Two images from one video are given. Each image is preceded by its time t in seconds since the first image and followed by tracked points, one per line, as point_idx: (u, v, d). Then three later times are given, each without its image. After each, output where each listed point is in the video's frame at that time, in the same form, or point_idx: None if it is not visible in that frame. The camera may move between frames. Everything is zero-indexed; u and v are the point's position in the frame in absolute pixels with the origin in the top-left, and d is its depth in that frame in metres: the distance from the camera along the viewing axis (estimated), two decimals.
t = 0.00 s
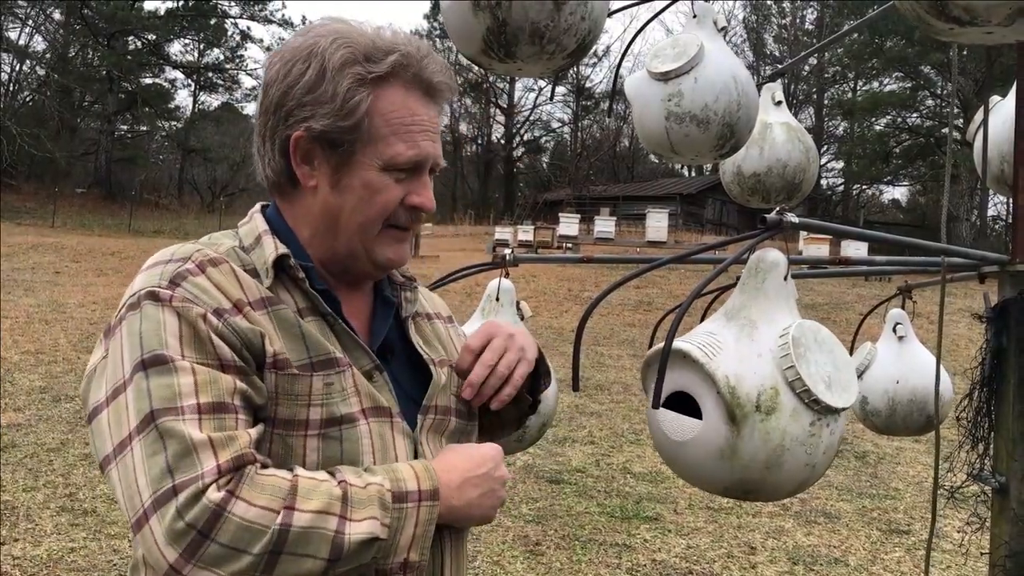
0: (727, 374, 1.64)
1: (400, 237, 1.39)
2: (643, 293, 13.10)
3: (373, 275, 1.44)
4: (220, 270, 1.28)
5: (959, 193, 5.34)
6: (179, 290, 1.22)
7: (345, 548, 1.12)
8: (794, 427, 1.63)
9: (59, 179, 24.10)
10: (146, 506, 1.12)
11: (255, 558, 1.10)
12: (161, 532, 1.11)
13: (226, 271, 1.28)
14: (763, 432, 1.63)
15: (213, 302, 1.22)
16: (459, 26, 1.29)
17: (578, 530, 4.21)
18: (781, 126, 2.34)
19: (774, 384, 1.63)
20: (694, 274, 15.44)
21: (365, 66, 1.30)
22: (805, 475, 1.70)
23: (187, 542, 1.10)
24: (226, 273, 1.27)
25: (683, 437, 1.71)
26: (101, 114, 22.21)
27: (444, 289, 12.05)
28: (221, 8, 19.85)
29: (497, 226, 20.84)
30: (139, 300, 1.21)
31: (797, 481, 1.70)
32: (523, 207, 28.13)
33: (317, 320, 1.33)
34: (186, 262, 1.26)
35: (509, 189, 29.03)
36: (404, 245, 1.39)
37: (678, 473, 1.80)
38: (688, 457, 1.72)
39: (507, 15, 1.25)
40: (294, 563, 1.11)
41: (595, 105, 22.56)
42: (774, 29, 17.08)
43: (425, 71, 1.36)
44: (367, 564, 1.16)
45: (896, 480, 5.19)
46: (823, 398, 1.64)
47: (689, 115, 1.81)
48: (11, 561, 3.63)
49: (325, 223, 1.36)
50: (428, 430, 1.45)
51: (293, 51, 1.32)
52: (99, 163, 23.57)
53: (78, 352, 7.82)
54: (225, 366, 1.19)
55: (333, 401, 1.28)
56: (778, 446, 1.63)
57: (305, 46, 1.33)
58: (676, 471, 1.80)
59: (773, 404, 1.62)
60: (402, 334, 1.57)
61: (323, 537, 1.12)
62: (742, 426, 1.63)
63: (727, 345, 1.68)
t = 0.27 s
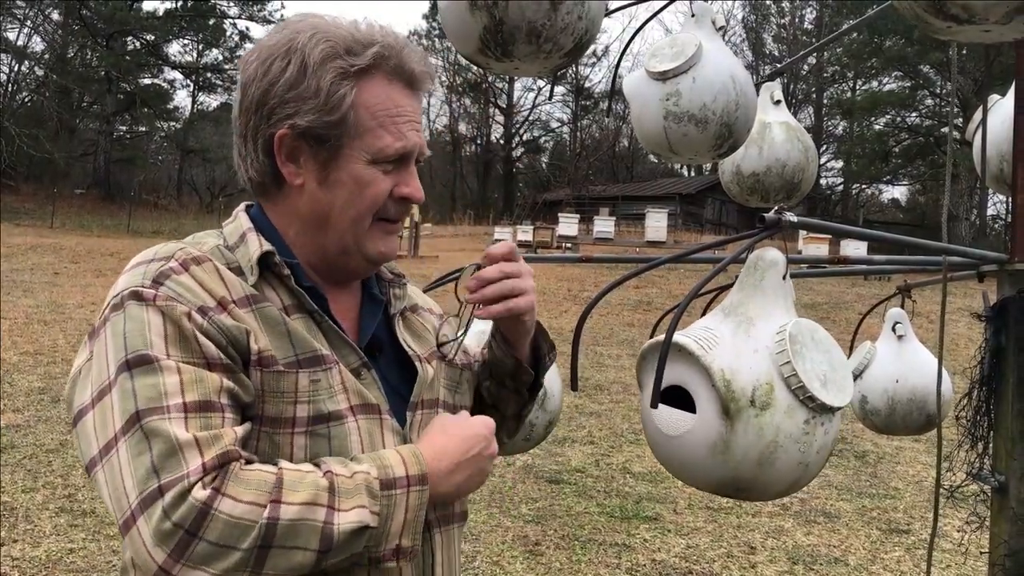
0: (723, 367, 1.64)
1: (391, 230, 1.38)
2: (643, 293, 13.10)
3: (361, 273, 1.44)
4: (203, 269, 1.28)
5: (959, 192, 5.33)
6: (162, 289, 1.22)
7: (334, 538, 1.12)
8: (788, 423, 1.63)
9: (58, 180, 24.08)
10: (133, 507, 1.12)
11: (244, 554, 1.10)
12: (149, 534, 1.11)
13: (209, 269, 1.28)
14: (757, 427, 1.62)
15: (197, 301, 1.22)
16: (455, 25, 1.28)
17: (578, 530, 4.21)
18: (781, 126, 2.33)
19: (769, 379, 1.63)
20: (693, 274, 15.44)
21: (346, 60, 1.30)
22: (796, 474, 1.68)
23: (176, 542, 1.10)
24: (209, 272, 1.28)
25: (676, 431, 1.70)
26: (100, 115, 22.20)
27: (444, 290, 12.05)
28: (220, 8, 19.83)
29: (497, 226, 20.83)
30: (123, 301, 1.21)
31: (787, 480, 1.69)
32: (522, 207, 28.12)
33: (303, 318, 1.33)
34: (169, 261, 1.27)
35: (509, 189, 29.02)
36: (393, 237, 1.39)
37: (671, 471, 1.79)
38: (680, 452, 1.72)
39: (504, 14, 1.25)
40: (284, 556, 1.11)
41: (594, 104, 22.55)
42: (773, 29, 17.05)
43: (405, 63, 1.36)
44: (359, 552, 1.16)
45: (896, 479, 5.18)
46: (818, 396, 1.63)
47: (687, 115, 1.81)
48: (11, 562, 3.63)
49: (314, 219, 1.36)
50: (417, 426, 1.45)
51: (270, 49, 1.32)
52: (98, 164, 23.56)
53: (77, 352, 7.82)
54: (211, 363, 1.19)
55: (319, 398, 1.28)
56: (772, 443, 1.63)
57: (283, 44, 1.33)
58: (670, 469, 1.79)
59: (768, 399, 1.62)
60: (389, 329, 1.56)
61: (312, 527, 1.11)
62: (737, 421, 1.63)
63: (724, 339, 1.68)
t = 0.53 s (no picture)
0: (725, 379, 1.64)
1: (383, 226, 1.40)
2: (643, 294, 13.12)
3: (356, 271, 1.45)
4: (193, 270, 1.29)
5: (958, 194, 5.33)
6: (151, 290, 1.23)
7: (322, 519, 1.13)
8: (794, 428, 1.64)
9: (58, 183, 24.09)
10: (120, 510, 1.13)
11: (231, 546, 1.10)
12: (136, 537, 1.11)
13: (198, 269, 1.29)
14: (763, 435, 1.63)
15: (188, 300, 1.23)
16: (453, 29, 1.30)
17: (579, 531, 4.22)
18: (779, 128, 2.34)
19: (773, 386, 1.64)
20: (693, 275, 15.44)
21: (338, 60, 1.31)
22: (805, 475, 1.70)
23: (162, 544, 1.10)
24: (200, 272, 1.29)
25: (684, 440, 1.71)
26: (100, 118, 22.21)
27: (444, 291, 12.06)
28: (220, 11, 19.84)
29: (496, 228, 20.83)
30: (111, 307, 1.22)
31: (798, 481, 1.70)
32: (522, 208, 28.13)
33: (294, 317, 1.34)
34: (158, 263, 1.28)
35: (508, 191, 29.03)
36: (386, 234, 1.40)
37: (680, 476, 1.81)
38: (690, 460, 1.73)
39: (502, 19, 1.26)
40: (272, 541, 1.11)
41: (594, 106, 22.55)
42: (772, 30, 17.05)
43: (392, 63, 1.38)
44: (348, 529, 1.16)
45: (895, 479, 5.20)
46: (823, 399, 1.64)
47: (685, 117, 1.82)
48: (13, 563, 3.64)
49: (307, 220, 1.37)
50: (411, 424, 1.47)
51: (258, 52, 1.31)
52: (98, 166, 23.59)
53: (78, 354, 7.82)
54: (199, 364, 1.20)
55: (313, 395, 1.29)
56: (779, 448, 1.64)
57: (270, 46, 1.32)
58: (678, 474, 1.81)
59: (772, 406, 1.63)
60: (379, 325, 1.57)
61: (297, 510, 1.12)
62: (743, 430, 1.64)
63: (725, 349, 1.69)
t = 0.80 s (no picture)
0: (722, 384, 1.64)
1: (374, 224, 1.40)
2: (641, 295, 13.12)
3: (348, 269, 1.45)
4: (176, 269, 1.28)
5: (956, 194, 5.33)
6: (130, 291, 1.21)
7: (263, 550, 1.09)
8: (792, 430, 1.64)
9: (56, 185, 24.07)
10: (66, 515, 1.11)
11: (166, 564, 1.07)
12: (77, 547, 1.10)
13: (182, 269, 1.28)
14: (761, 438, 1.63)
15: (166, 303, 1.21)
16: (449, 31, 1.30)
17: (577, 532, 4.22)
18: (774, 129, 2.34)
19: (769, 390, 1.64)
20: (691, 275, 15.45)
21: (326, 58, 1.32)
22: (805, 475, 1.70)
23: (96, 556, 1.08)
24: (183, 272, 1.28)
25: (683, 445, 1.71)
26: (98, 120, 22.19)
27: (442, 293, 12.06)
28: (218, 12, 19.83)
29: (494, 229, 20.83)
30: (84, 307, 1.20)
31: (797, 481, 1.70)
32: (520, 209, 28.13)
33: (282, 317, 1.34)
34: (141, 264, 1.26)
35: (507, 192, 29.03)
36: (377, 232, 1.41)
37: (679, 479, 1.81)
38: (690, 464, 1.73)
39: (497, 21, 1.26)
40: (214, 564, 1.08)
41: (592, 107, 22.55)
42: (770, 31, 17.05)
43: (379, 58, 1.39)
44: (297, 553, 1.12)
45: (893, 480, 5.21)
46: (818, 400, 1.65)
47: (681, 118, 1.82)
48: (10, 567, 3.64)
49: (297, 220, 1.37)
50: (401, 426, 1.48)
51: (245, 52, 1.31)
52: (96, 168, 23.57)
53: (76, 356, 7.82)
54: (163, 371, 1.16)
55: (296, 397, 1.28)
56: (777, 451, 1.64)
57: (256, 45, 1.32)
58: (677, 477, 1.81)
59: (769, 409, 1.63)
60: (372, 326, 1.57)
61: (236, 533, 1.09)
62: (741, 434, 1.63)
63: (720, 353, 1.69)
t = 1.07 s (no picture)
0: (711, 375, 1.65)
1: (366, 224, 1.40)
2: (638, 296, 13.14)
3: (340, 269, 1.45)
4: (163, 270, 1.29)
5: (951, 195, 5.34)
6: (113, 291, 1.23)
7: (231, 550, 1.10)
8: (778, 427, 1.64)
9: (54, 186, 24.06)
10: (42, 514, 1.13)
11: (133, 564, 1.09)
12: (47, 549, 1.13)
13: (170, 270, 1.29)
14: (746, 433, 1.64)
15: (149, 302, 1.22)
16: (448, 33, 1.30)
17: (575, 533, 4.23)
18: (770, 130, 2.34)
19: (758, 384, 1.65)
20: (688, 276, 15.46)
21: (314, 56, 1.32)
22: (787, 475, 1.70)
23: (65, 555, 1.11)
24: (169, 272, 1.29)
25: (666, 437, 1.71)
26: (96, 121, 22.17)
27: (440, 294, 12.07)
28: (216, 14, 19.82)
29: (492, 230, 20.84)
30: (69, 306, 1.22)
31: (780, 481, 1.70)
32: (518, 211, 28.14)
33: (271, 318, 1.35)
34: (129, 263, 1.28)
35: (504, 193, 29.05)
36: (368, 233, 1.40)
37: (664, 475, 1.81)
38: (670, 457, 1.72)
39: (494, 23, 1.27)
40: (181, 564, 1.09)
41: (589, 108, 22.56)
42: (767, 32, 17.07)
43: (369, 56, 1.39)
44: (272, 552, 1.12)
45: (890, 480, 5.22)
46: (806, 399, 1.65)
47: (677, 120, 1.83)
48: (7, 569, 3.64)
49: (288, 219, 1.37)
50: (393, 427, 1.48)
51: (234, 49, 1.33)
52: (94, 170, 23.56)
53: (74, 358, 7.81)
54: (142, 372, 1.17)
55: (282, 398, 1.28)
56: (760, 447, 1.64)
57: (245, 43, 1.33)
58: (662, 474, 1.81)
59: (756, 404, 1.64)
60: (367, 327, 1.57)
61: (205, 532, 1.10)
62: (726, 425, 1.64)
63: (713, 345, 1.70)
